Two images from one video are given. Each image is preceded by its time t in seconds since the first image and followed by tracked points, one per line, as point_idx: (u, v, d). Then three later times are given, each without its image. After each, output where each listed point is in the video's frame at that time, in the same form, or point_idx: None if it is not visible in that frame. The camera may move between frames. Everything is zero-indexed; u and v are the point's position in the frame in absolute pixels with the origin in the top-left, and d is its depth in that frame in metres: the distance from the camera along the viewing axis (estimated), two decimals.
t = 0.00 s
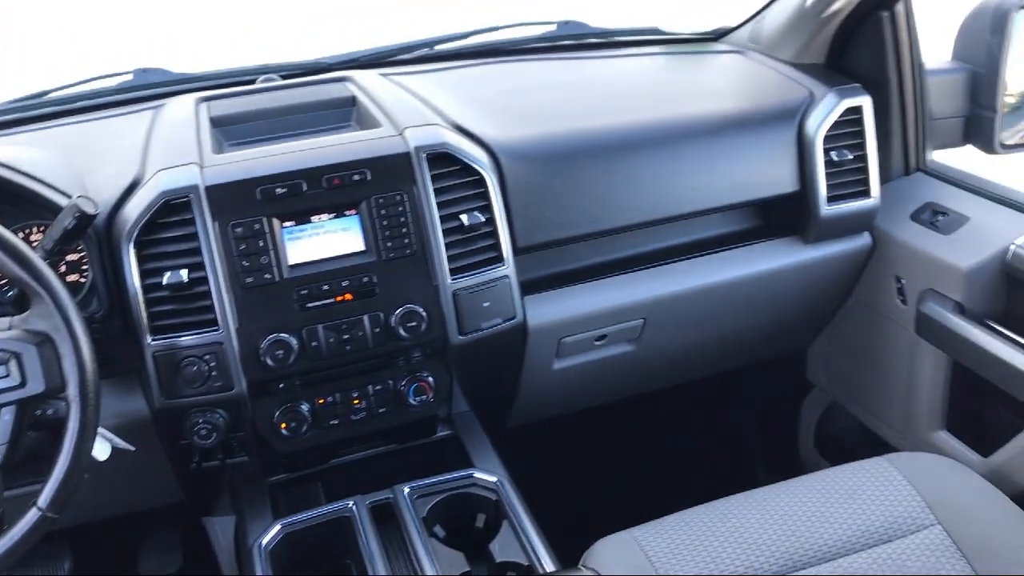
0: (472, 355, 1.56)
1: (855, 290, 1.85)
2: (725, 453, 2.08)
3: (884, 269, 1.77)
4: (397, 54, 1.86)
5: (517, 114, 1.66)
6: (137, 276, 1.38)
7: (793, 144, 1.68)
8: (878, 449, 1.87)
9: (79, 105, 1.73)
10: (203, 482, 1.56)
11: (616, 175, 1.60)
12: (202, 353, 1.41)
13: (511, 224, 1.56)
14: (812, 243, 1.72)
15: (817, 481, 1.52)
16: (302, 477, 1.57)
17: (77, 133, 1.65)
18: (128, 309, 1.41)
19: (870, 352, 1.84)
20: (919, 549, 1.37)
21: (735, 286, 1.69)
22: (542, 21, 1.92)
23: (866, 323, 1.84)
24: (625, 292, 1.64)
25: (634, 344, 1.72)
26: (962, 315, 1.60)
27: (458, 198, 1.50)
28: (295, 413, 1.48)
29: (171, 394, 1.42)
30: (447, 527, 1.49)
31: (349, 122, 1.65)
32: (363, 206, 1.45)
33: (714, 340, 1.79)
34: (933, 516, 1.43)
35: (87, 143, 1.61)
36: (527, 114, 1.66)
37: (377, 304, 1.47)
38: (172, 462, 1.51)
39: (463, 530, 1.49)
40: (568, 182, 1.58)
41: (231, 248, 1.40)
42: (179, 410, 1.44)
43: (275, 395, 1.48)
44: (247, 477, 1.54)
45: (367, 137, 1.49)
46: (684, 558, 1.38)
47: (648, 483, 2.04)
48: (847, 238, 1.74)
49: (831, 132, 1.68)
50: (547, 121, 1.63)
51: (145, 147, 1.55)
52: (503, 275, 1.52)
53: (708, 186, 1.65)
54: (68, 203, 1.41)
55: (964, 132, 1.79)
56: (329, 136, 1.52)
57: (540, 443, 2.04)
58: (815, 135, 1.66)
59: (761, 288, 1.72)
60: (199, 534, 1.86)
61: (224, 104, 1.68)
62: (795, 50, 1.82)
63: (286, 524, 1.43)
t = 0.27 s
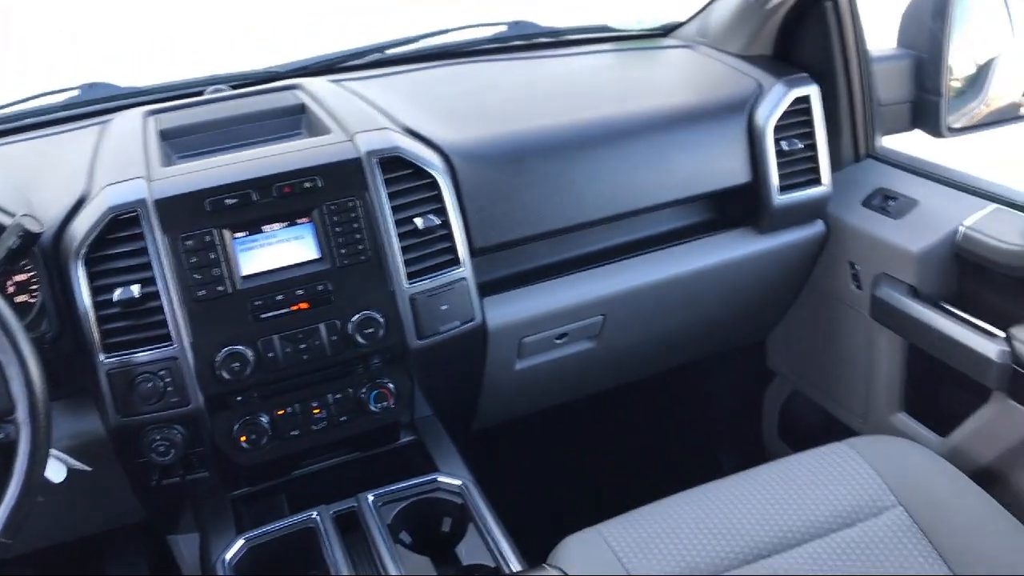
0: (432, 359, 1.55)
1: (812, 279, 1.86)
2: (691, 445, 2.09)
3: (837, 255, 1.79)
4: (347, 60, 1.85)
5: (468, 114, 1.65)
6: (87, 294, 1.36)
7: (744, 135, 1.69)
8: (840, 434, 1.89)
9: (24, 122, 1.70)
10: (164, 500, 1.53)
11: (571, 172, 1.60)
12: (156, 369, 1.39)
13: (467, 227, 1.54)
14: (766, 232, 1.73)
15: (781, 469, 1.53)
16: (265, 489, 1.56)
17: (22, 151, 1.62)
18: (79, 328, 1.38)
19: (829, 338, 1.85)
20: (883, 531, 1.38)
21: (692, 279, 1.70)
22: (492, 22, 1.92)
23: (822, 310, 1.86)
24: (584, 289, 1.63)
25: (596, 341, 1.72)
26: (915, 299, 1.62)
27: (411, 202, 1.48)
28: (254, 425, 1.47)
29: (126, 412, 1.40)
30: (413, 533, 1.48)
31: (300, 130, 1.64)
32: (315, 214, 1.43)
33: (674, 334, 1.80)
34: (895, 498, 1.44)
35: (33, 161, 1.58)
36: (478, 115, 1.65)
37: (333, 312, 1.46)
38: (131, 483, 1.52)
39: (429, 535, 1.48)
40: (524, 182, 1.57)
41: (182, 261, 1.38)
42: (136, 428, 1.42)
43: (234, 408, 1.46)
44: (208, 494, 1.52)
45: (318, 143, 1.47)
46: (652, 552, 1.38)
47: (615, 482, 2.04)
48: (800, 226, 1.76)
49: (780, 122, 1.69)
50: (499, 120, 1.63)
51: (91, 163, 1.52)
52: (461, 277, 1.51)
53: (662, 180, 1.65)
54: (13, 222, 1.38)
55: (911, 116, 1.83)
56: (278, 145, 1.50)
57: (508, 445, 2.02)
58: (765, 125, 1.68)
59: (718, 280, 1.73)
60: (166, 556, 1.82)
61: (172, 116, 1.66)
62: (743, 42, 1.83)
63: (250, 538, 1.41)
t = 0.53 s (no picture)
0: (389, 363, 1.55)
1: (764, 265, 1.89)
2: (654, 435, 2.11)
3: (787, 240, 1.81)
4: (292, 66, 1.82)
5: (414, 115, 1.65)
6: (33, 312, 1.33)
7: (690, 125, 1.70)
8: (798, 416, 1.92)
9: None
10: (123, 517, 1.51)
11: (520, 169, 1.60)
12: (108, 385, 1.37)
13: (417, 228, 1.53)
14: (716, 221, 1.75)
15: (741, 453, 1.54)
16: (226, 500, 1.55)
17: None
18: (25, 347, 1.36)
19: (785, 322, 1.87)
20: (843, 510, 1.40)
21: (646, 269, 1.71)
22: (436, 22, 1.92)
23: (775, 294, 1.89)
24: (540, 285, 1.64)
25: (554, 336, 1.72)
26: (866, 280, 1.64)
27: (360, 204, 1.48)
28: (211, 437, 1.46)
29: (79, 429, 1.38)
30: (377, 537, 1.47)
31: (247, 137, 1.62)
32: (262, 220, 1.42)
33: (632, 326, 1.81)
34: (853, 477, 1.46)
35: None
36: (423, 114, 1.64)
37: (286, 319, 1.44)
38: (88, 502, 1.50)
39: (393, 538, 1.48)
40: (472, 180, 1.57)
41: (129, 275, 1.36)
42: (90, 445, 1.40)
43: (190, 420, 1.45)
44: (168, 508, 1.51)
45: (263, 149, 1.45)
46: (617, 543, 1.38)
47: (582, 478, 2.05)
48: (749, 214, 1.78)
49: (725, 111, 1.71)
50: (446, 119, 1.63)
51: (33, 179, 1.50)
52: (414, 278, 1.51)
53: (611, 173, 1.66)
54: None
55: (854, 100, 1.85)
56: (223, 153, 1.48)
57: (471, 445, 2.02)
58: (710, 114, 1.69)
59: (672, 269, 1.75)
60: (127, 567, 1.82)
61: (115, 129, 1.64)
62: (686, 33, 1.85)
63: (211, 550, 1.40)
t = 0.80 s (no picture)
0: (347, 368, 1.54)
1: (718, 260, 1.91)
2: (619, 427, 2.12)
3: (739, 228, 1.83)
4: (240, 74, 1.78)
5: (363, 117, 1.63)
6: None
7: (640, 117, 1.71)
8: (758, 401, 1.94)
9: None
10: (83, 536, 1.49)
11: (473, 168, 1.60)
12: (61, 404, 1.34)
13: (371, 231, 1.52)
14: (670, 213, 1.76)
15: (702, 442, 1.54)
16: (188, 515, 1.53)
17: None
18: None
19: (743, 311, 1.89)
20: (803, 493, 1.41)
21: (604, 263, 1.72)
22: (385, 23, 1.89)
23: (730, 282, 1.90)
24: (498, 282, 1.63)
25: (515, 333, 1.72)
26: (819, 264, 1.66)
27: (311, 210, 1.46)
28: (170, 451, 1.44)
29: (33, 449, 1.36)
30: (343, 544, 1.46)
31: (194, 146, 1.60)
32: (212, 230, 1.41)
33: (592, 320, 1.81)
34: (815, 460, 1.47)
35: None
36: (371, 117, 1.63)
37: (240, 329, 1.43)
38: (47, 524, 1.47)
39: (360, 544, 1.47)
40: (425, 181, 1.56)
41: (78, 290, 1.34)
42: (46, 465, 1.37)
43: (148, 435, 1.43)
44: (129, 522, 1.50)
45: (210, 159, 1.44)
46: (580, 537, 1.38)
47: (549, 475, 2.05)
48: (703, 203, 1.79)
49: (674, 103, 1.72)
50: (396, 120, 1.62)
51: None
52: (369, 282, 1.50)
53: (562, 169, 1.66)
54: None
55: (800, 87, 1.88)
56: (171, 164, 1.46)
57: (435, 447, 2.02)
58: (659, 106, 1.70)
59: (629, 262, 1.75)
60: None
61: (58, 143, 1.59)
62: (632, 27, 1.86)
63: (173, 566, 1.38)
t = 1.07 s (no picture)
0: (309, 379, 1.53)
1: (676, 253, 1.93)
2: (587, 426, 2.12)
3: (696, 223, 1.85)
4: (191, 87, 1.74)
5: (315, 126, 1.63)
6: None
7: (592, 118, 1.73)
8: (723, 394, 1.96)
9: None
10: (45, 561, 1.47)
11: (429, 173, 1.60)
12: (17, 428, 1.32)
13: (327, 240, 1.51)
14: (627, 211, 1.77)
15: (665, 436, 1.55)
16: (152, 534, 1.51)
17: None
18: None
19: (703, 305, 1.91)
20: (766, 484, 1.43)
21: (563, 263, 1.73)
22: (336, 32, 1.88)
23: (690, 277, 1.92)
24: (458, 287, 1.63)
25: (478, 337, 1.72)
26: (774, 257, 1.68)
27: (265, 221, 1.45)
28: (132, 470, 1.42)
29: None
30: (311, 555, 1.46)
31: (144, 162, 1.57)
32: (165, 245, 1.39)
33: (554, 320, 1.82)
34: (776, 449, 1.48)
35: None
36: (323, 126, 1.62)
37: (197, 344, 1.42)
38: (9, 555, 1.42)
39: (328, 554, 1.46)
40: (381, 188, 1.56)
41: (30, 312, 1.31)
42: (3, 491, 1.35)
43: (108, 455, 1.41)
44: (92, 544, 1.47)
45: (161, 173, 1.42)
46: (548, 538, 1.38)
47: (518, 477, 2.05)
48: (658, 200, 1.81)
49: (626, 102, 1.74)
50: (348, 128, 1.61)
51: None
52: (327, 292, 1.50)
53: (517, 172, 1.67)
54: None
55: (751, 82, 1.90)
56: (121, 179, 1.44)
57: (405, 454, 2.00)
58: (611, 106, 1.72)
59: (588, 261, 1.76)
60: None
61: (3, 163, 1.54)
62: (584, 26, 1.89)
63: None
